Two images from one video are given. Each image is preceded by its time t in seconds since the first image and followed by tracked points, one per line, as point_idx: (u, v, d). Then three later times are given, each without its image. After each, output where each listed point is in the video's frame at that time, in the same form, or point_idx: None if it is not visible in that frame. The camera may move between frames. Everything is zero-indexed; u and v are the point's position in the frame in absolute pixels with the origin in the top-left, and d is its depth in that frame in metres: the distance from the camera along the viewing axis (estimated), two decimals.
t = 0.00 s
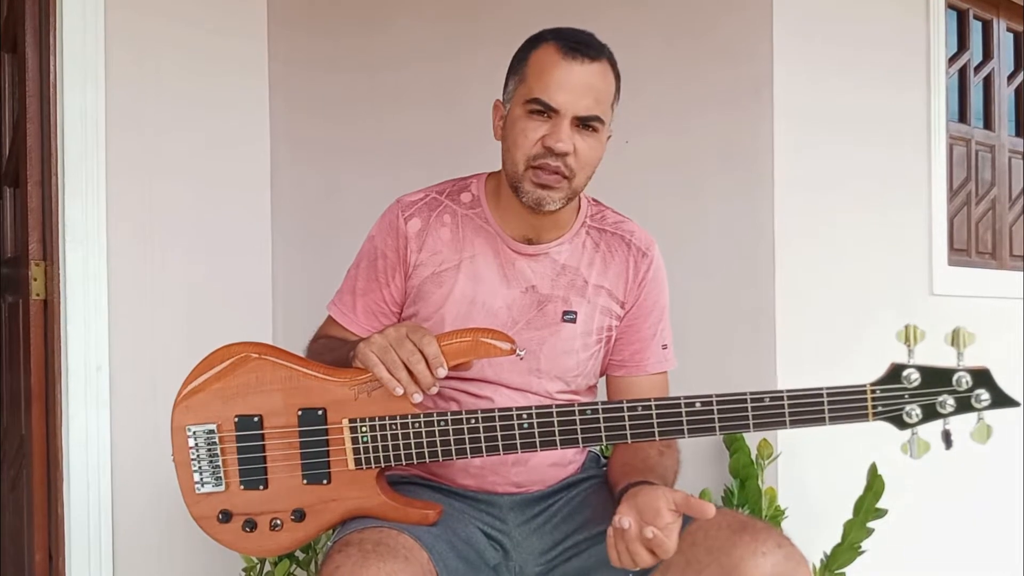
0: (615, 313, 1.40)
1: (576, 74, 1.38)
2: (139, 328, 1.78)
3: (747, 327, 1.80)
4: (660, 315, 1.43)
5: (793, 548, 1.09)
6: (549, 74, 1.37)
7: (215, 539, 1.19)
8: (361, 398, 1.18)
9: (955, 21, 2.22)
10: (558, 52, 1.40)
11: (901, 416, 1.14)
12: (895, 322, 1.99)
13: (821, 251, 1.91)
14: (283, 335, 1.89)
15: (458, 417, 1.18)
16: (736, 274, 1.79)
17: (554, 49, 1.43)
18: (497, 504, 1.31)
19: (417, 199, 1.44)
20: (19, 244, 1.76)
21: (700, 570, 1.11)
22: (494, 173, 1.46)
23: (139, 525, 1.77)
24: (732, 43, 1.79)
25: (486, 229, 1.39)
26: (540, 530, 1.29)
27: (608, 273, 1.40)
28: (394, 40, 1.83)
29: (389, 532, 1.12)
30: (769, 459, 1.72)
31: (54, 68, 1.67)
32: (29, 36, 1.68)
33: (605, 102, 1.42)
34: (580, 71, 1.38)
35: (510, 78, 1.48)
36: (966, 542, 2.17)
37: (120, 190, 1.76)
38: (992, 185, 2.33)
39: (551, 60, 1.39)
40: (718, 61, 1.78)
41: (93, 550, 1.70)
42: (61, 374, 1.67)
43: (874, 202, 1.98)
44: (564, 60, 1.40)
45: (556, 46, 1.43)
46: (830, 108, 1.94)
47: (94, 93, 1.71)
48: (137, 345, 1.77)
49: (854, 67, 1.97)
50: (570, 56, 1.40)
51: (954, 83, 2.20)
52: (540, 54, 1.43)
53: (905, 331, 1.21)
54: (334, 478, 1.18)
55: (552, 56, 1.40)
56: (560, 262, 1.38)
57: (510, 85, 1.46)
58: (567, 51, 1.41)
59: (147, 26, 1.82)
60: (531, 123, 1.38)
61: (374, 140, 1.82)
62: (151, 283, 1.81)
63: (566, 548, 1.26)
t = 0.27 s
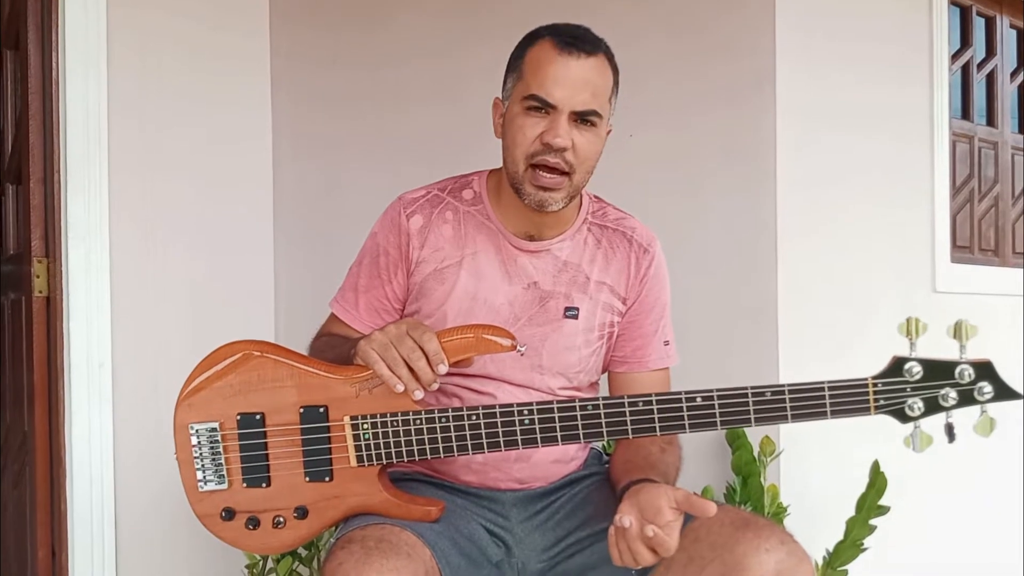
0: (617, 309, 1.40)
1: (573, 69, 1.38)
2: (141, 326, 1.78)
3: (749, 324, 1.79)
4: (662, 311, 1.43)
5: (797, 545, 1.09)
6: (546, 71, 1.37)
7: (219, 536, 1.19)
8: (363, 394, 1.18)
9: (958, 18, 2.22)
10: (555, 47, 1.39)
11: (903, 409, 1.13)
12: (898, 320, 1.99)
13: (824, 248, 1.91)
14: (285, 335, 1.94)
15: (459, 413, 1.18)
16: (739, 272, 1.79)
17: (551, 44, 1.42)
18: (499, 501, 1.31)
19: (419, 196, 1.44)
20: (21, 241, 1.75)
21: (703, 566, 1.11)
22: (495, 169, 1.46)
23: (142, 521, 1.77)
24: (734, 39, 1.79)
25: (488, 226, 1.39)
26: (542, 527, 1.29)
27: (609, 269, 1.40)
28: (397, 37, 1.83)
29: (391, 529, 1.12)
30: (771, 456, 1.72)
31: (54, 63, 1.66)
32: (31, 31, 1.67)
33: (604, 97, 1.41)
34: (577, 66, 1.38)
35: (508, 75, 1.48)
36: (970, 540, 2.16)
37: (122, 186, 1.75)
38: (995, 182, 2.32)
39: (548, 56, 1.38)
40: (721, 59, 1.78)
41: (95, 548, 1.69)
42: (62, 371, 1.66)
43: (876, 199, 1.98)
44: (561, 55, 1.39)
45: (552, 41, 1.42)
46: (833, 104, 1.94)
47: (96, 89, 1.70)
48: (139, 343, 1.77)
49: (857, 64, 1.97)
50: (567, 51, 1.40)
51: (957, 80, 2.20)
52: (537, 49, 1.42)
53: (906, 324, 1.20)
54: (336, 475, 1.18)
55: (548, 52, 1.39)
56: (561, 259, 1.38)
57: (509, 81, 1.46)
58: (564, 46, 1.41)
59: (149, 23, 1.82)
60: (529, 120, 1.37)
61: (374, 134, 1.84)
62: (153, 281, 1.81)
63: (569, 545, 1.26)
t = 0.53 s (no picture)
0: (618, 306, 1.40)
1: (572, 64, 1.37)
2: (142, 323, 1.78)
3: (750, 321, 1.79)
4: (663, 308, 1.43)
5: (799, 542, 1.08)
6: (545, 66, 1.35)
7: (219, 534, 1.19)
8: (365, 392, 1.18)
9: (960, 15, 2.21)
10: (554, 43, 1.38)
11: (904, 406, 1.13)
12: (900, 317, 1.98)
13: (825, 245, 1.91)
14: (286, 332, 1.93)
15: (461, 410, 1.18)
16: (740, 269, 1.79)
17: (550, 40, 1.41)
18: (501, 499, 1.30)
19: (420, 193, 1.43)
20: (23, 239, 1.75)
21: (705, 563, 1.11)
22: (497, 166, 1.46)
23: (144, 518, 1.78)
24: (735, 36, 1.78)
25: (489, 223, 1.39)
26: (543, 525, 1.29)
27: (611, 266, 1.40)
28: (397, 34, 1.83)
29: (393, 527, 1.12)
30: (773, 454, 1.72)
31: (55, 60, 1.65)
32: (31, 29, 1.67)
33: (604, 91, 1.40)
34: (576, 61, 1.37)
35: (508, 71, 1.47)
36: (970, 537, 2.16)
37: (122, 184, 1.76)
38: (997, 179, 2.31)
39: (546, 52, 1.37)
40: (722, 56, 1.78)
41: (97, 545, 1.69)
42: (64, 369, 1.66)
43: (878, 196, 1.97)
44: (560, 50, 1.38)
45: (551, 37, 1.41)
46: (834, 101, 1.93)
47: (97, 86, 1.70)
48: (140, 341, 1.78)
49: (859, 61, 1.96)
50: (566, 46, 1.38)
51: (959, 77, 2.19)
52: (536, 45, 1.40)
53: (907, 321, 1.20)
54: (338, 472, 1.18)
55: (547, 48, 1.38)
56: (563, 255, 1.38)
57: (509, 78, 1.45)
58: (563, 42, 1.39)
59: (150, 20, 1.82)
60: (529, 117, 1.36)
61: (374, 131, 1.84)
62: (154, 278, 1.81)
63: (570, 542, 1.26)
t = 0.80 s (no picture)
0: (618, 306, 1.40)
1: (575, 66, 1.36)
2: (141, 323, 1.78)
3: (749, 321, 1.79)
4: (663, 308, 1.43)
5: (793, 544, 1.08)
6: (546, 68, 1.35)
7: (217, 534, 1.19)
8: (365, 392, 1.18)
9: (959, 15, 2.21)
10: (554, 45, 1.37)
11: (902, 411, 1.13)
12: (899, 317, 1.99)
13: (824, 245, 1.91)
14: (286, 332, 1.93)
15: (462, 411, 1.18)
16: (739, 269, 1.79)
17: (549, 42, 1.40)
18: (500, 499, 1.30)
19: (419, 192, 1.43)
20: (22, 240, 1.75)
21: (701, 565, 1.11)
22: (496, 166, 1.46)
23: (143, 519, 1.78)
24: (734, 36, 1.78)
25: (489, 223, 1.39)
26: (542, 525, 1.29)
27: (610, 266, 1.40)
28: (397, 34, 1.82)
29: (392, 527, 1.12)
30: (773, 454, 1.72)
31: (54, 60, 1.65)
32: (31, 29, 1.67)
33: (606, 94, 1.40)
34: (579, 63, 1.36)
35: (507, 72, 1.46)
36: (969, 538, 2.16)
37: (121, 185, 1.76)
38: (996, 179, 2.32)
39: (547, 54, 1.36)
40: (722, 56, 1.78)
41: (97, 545, 1.70)
42: (63, 369, 1.66)
43: (877, 196, 1.97)
44: (562, 51, 1.37)
45: (551, 38, 1.40)
46: (833, 102, 1.93)
47: (96, 86, 1.70)
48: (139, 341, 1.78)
49: (858, 61, 1.96)
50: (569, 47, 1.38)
51: (958, 77, 2.19)
52: (535, 47, 1.40)
53: (905, 327, 1.20)
54: (337, 473, 1.18)
55: (547, 50, 1.37)
56: (562, 255, 1.38)
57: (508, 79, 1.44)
58: (563, 44, 1.39)
59: (149, 19, 1.82)
60: (529, 119, 1.36)
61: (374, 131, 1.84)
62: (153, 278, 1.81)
63: (568, 544, 1.26)
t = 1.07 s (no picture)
0: (617, 308, 1.40)
1: (575, 70, 1.35)
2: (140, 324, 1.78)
3: (748, 323, 1.79)
4: (662, 310, 1.43)
5: (789, 545, 1.08)
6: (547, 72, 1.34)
7: (215, 535, 1.19)
8: (366, 394, 1.18)
9: (959, 17, 2.21)
10: (553, 48, 1.37)
11: (900, 412, 1.14)
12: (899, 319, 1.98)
13: (823, 247, 1.91)
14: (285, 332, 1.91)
15: (463, 413, 1.18)
16: (738, 270, 1.79)
17: (548, 44, 1.40)
18: (499, 501, 1.30)
19: (418, 194, 1.43)
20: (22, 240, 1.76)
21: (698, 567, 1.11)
22: (496, 167, 1.46)
23: (143, 520, 1.78)
24: (733, 38, 1.79)
25: (489, 224, 1.39)
26: (540, 527, 1.29)
27: (610, 268, 1.40)
28: (397, 35, 1.82)
29: (392, 528, 1.12)
30: (772, 455, 1.72)
31: (55, 62, 1.66)
32: (31, 31, 1.68)
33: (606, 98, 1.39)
34: (580, 67, 1.35)
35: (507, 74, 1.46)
36: (968, 539, 2.16)
37: (121, 186, 1.76)
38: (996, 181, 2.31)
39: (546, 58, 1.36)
40: (721, 58, 1.78)
41: (96, 546, 1.70)
42: (63, 370, 1.66)
43: (876, 198, 1.97)
44: (563, 54, 1.36)
45: (550, 40, 1.40)
46: (832, 103, 1.93)
47: (96, 87, 1.70)
48: (138, 343, 1.78)
49: (857, 63, 1.97)
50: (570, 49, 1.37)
51: (958, 79, 2.19)
52: (535, 50, 1.39)
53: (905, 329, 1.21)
54: (336, 474, 1.18)
55: (547, 53, 1.37)
56: (561, 257, 1.38)
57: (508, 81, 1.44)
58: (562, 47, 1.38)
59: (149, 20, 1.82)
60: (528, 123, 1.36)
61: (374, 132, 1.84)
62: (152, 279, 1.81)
63: (567, 546, 1.26)
